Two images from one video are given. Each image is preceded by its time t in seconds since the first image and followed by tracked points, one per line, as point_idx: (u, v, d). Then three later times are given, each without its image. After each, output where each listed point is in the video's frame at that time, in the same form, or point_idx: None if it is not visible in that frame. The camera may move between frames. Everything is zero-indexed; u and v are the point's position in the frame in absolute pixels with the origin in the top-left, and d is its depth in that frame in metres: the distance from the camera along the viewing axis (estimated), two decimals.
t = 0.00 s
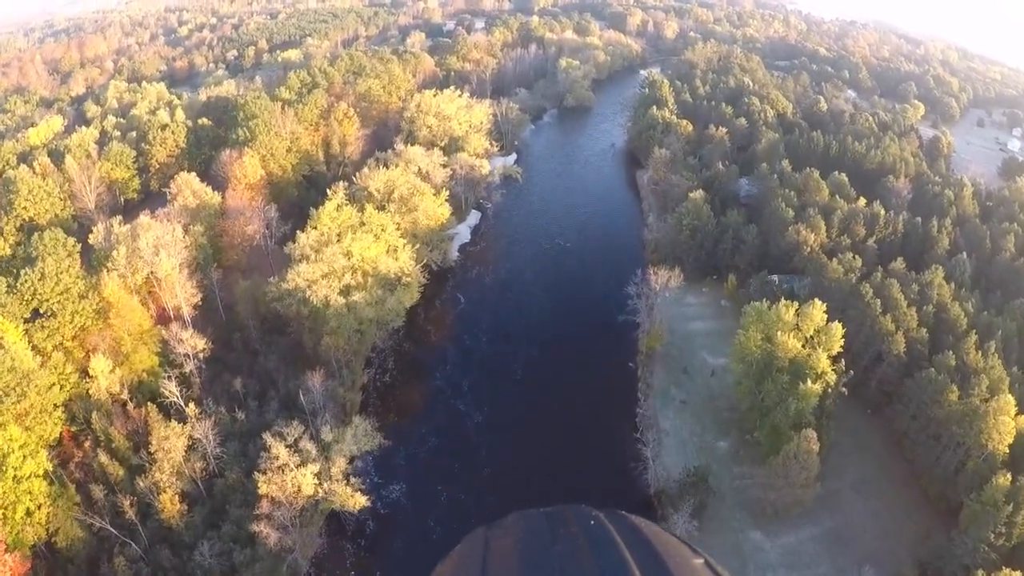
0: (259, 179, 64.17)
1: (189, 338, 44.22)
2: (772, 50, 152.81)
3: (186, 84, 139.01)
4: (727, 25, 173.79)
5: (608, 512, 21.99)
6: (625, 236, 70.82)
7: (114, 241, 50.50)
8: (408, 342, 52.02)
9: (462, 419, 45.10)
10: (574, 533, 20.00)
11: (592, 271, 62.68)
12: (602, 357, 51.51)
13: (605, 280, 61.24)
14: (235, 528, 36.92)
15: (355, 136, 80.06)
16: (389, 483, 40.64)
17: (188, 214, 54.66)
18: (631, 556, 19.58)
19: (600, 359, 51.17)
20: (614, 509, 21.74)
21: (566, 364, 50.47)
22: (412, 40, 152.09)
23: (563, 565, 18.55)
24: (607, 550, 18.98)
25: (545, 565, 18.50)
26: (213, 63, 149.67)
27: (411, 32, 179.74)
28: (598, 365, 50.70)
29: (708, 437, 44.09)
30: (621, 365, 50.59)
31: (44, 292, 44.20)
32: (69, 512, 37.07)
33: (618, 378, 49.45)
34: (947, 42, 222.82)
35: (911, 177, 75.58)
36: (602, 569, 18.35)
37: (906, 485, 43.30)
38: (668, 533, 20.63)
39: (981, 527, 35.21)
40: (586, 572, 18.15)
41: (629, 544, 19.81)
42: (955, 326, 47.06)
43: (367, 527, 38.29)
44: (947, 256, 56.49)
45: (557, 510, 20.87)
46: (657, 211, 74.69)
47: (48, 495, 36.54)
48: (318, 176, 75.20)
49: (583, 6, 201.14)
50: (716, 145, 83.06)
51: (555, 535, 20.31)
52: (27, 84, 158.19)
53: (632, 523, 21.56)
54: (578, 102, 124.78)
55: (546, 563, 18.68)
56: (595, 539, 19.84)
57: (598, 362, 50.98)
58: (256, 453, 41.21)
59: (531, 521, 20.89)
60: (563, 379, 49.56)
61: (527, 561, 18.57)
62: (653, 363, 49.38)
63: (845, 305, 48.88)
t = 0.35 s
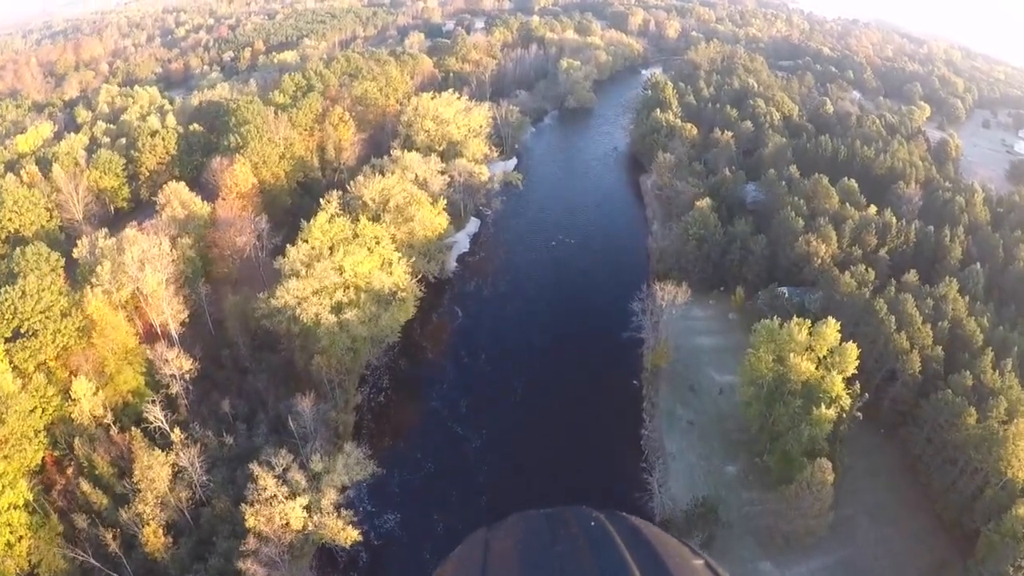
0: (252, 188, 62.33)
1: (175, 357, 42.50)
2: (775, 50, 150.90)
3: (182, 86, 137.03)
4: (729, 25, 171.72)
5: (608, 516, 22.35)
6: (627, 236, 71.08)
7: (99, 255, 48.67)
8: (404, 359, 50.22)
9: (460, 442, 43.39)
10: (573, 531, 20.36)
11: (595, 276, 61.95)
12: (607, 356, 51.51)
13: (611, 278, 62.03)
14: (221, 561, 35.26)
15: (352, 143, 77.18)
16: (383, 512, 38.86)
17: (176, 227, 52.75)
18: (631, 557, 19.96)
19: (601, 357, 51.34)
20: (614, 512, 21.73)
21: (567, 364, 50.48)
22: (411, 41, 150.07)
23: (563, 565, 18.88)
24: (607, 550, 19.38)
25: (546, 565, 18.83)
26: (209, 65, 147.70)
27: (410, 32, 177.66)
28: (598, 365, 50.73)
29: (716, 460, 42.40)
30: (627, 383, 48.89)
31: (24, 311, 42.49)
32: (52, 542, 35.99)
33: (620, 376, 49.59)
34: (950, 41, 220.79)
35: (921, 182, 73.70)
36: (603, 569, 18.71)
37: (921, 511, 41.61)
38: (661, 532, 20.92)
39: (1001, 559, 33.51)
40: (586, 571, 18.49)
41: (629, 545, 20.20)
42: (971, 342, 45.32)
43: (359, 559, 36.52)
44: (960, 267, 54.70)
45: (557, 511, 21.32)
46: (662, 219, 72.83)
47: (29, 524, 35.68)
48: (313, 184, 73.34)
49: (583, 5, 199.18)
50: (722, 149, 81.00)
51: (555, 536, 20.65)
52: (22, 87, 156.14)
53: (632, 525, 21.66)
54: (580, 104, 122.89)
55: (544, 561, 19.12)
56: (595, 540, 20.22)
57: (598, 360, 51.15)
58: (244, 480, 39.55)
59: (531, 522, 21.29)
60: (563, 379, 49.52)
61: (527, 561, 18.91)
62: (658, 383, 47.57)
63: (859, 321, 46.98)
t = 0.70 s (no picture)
0: (243, 197, 60.56)
1: (160, 381, 41.11)
2: (778, 51, 149.06)
3: (177, 89, 134.96)
4: (731, 24, 169.84)
5: (612, 516, 20.63)
6: (628, 239, 70.33)
7: (82, 270, 46.82)
8: (399, 378, 48.49)
9: (457, 467, 41.65)
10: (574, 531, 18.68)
11: (595, 282, 61.04)
12: (607, 359, 51.23)
13: (612, 278, 61.77)
14: None
15: (347, 145, 75.49)
16: (377, 542, 36.86)
17: (163, 239, 50.90)
18: (634, 558, 18.17)
19: (601, 360, 51.12)
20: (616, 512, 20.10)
21: (567, 367, 50.20)
22: (409, 41, 147.99)
23: (563, 565, 17.17)
24: (608, 550, 17.58)
25: (544, 565, 17.17)
26: (205, 67, 145.66)
27: (408, 33, 175.59)
28: (598, 368, 50.51)
29: (725, 484, 40.52)
30: (631, 403, 47.19)
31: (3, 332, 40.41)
32: None
33: (619, 379, 49.41)
34: (951, 41, 218.95)
35: (930, 187, 71.85)
36: (603, 569, 16.90)
37: (937, 538, 39.90)
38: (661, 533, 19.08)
39: None
40: (586, 572, 16.71)
41: (633, 545, 18.43)
42: (987, 358, 43.53)
43: None
44: (973, 278, 52.90)
45: (557, 510, 19.77)
46: (665, 226, 71.01)
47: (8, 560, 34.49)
48: (307, 191, 71.52)
49: (584, 5, 197.03)
50: (726, 153, 79.02)
51: (554, 537, 19.04)
52: (15, 89, 154.04)
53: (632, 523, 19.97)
54: (580, 106, 121.08)
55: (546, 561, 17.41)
56: (596, 541, 18.50)
57: (598, 363, 50.83)
58: (232, 509, 37.90)
59: (529, 522, 19.71)
60: (563, 383, 49.12)
61: (524, 560, 17.31)
62: (664, 403, 45.98)
63: (871, 338, 45.11)
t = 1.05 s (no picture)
0: (231, 207, 58.75)
1: (143, 405, 39.62)
2: (779, 51, 147.21)
3: (170, 90, 132.70)
4: (732, 24, 167.79)
5: (613, 514, 23.32)
6: (631, 247, 68.70)
7: (62, 285, 44.75)
8: (392, 398, 46.69)
9: (452, 494, 39.96)
10: (578, 531, 21.47)
11: (596, 289, 60.14)
12: (607, 360, 51.16)
13: (614, 278, 62.19)
14: None
15: (340, 150, 73.64)
16: None
17: (146, 253, 49.02)
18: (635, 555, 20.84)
19: (601, 361, 51.01)
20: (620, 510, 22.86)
21: (567, 366, 50.15)
22: (406, 41, 145.74)
23: (565, 564, 19.99)
24: (609, 549, 20.38)
25: (549, 565, 19.99)
26: (199, 69, 143.51)
27: (405, 33, 173.31)
28: (598, 369, 50.28)
29: (731, 510, 38.73)
30: (634, 425, 45.42)
31: None
32: None
33: (619, 379, 49.39)
34: (953, 40, 217.06)
35: (938, 193, 70.03)
36: (605, 567, 19.73)
37: (952, 567, 38.21)
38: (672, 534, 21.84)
39: None
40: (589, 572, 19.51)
41: (633, 544, 21.11)
42: (1002, 377, 41.76)
43: None
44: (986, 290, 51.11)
45: (560, 512, 22.42)
46: (668, 234, 69.16)
47: None
48: (299, 199, 69.63)
49: (583, 4, 194.79)
50: (730, 157, 77.00)
51: (557, 536, 21.75)
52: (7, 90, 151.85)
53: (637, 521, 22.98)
54: (580, 107, 119.15)
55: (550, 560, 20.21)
56: (598, 540, 21.19)
57: (598, 364, 50.72)
58: (216, 541, 36.16)
59: (535, 521, 22.51)
60: (563, 382, 49.01)
61: (529, 560, 20.15)
62: (667, 424, 44.21)
63: (884, 358, 43.33)
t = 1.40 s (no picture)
0: (219, 219, 57.04)
1: (122, 431, 37.97)
2: (780, 51, 145.52)
3: (162, 94, 130.67)
4: (731, 24, 165.87)
5: (614, 511, 21.40)
6: (631, 256, 67.02)
7: (41, 305, 43.21)
8: (385, 422, 45.05)
9: (446, 525, 38.21)
10: (578, 528, 19.63)
11: (597, 293, 60.11)
12: (607, 360, 51.70)
13: (614, 277, 62.70)
14: None
15: (333, 156, 71.84)
16: None
17: (128, 268, 47.35)
18: (637, 555, 18.96)
19: (601, 362, 51.52)
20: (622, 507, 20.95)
21: (567, 366, 50.67)
22: (402, 43, 143.77)
23: (565, 566, 18.10)
24: (610, 548, 18.47)
25: (548, 564, 18.18)
26: (192, 72, 141.38)
27: (401, 34, 171.25)
28: (598, 370, 50.77)
29: (737, 541, 36.99)
30: (636, 449, 43.80)
31: None
32: None
33: (619, 380, 49.85)
34: (953, 40, 215.02)
35: (945, 199, 68.22)
36: (606, 568, 17.91)
37: None
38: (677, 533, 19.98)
39: None
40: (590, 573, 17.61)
41: (635, 543, 19.18)
42: (1018, 397, 39.94)
43: None
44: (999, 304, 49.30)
45: (560, 510, 20.45)
46: (670, 244, 67.45)
47: None
48: (288, 209, 67.40)
49: (581, 4, 192.80)
50: (733, 164, 75.19)
51: (558, 536, 19.78)
52: None
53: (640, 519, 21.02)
54: (579, 110, 117.44)
55: (548, 562, 18.29)
56: (599, 539, 19.27)
57: (598, 364, 51.28)
58: None
59: (533, 520, 20.49)
60: (563, 383, 49.50)
61: (527, 560, 18.32)
62: (670, 448, 42.87)
63: (895, 378, 41.66)
